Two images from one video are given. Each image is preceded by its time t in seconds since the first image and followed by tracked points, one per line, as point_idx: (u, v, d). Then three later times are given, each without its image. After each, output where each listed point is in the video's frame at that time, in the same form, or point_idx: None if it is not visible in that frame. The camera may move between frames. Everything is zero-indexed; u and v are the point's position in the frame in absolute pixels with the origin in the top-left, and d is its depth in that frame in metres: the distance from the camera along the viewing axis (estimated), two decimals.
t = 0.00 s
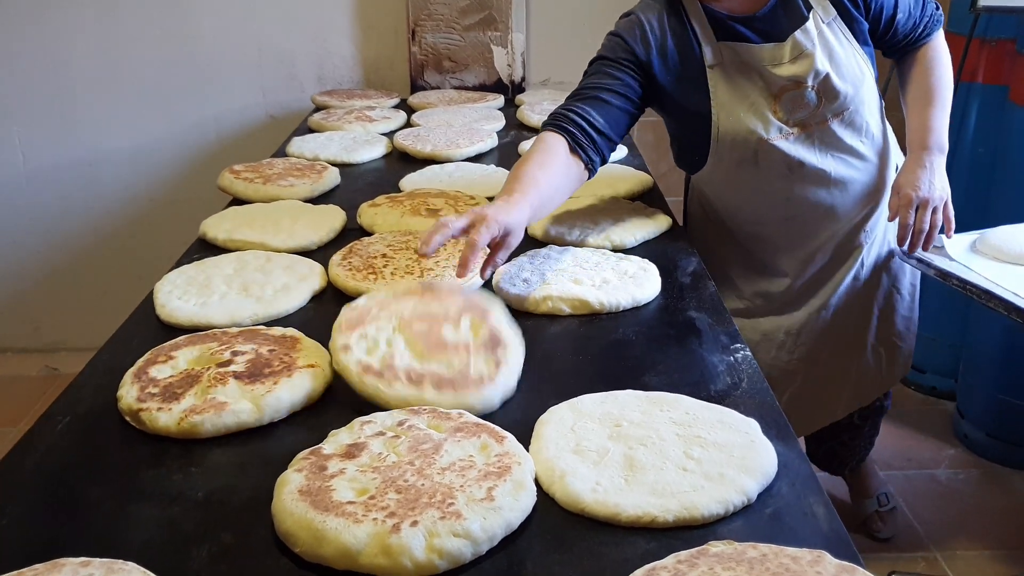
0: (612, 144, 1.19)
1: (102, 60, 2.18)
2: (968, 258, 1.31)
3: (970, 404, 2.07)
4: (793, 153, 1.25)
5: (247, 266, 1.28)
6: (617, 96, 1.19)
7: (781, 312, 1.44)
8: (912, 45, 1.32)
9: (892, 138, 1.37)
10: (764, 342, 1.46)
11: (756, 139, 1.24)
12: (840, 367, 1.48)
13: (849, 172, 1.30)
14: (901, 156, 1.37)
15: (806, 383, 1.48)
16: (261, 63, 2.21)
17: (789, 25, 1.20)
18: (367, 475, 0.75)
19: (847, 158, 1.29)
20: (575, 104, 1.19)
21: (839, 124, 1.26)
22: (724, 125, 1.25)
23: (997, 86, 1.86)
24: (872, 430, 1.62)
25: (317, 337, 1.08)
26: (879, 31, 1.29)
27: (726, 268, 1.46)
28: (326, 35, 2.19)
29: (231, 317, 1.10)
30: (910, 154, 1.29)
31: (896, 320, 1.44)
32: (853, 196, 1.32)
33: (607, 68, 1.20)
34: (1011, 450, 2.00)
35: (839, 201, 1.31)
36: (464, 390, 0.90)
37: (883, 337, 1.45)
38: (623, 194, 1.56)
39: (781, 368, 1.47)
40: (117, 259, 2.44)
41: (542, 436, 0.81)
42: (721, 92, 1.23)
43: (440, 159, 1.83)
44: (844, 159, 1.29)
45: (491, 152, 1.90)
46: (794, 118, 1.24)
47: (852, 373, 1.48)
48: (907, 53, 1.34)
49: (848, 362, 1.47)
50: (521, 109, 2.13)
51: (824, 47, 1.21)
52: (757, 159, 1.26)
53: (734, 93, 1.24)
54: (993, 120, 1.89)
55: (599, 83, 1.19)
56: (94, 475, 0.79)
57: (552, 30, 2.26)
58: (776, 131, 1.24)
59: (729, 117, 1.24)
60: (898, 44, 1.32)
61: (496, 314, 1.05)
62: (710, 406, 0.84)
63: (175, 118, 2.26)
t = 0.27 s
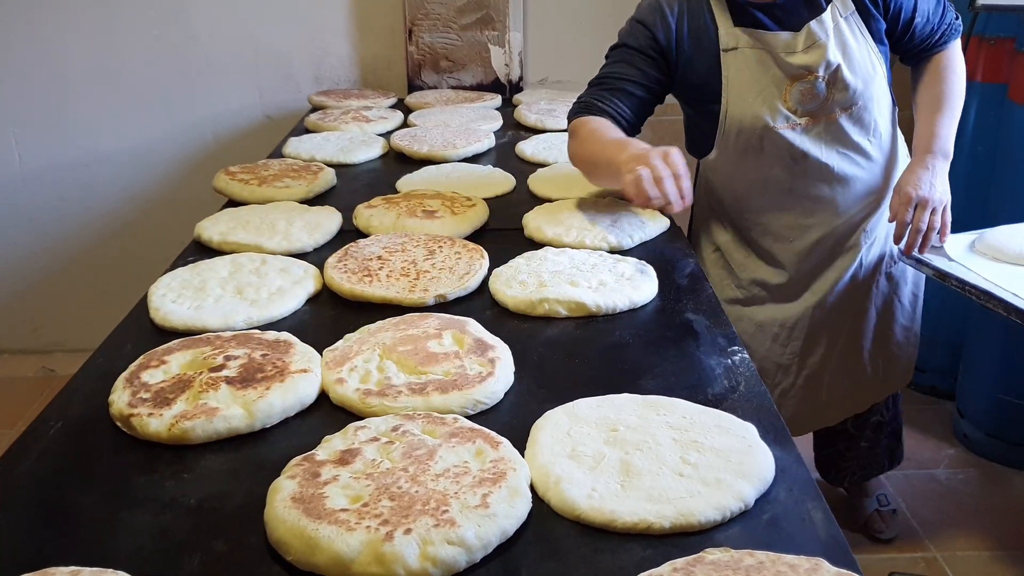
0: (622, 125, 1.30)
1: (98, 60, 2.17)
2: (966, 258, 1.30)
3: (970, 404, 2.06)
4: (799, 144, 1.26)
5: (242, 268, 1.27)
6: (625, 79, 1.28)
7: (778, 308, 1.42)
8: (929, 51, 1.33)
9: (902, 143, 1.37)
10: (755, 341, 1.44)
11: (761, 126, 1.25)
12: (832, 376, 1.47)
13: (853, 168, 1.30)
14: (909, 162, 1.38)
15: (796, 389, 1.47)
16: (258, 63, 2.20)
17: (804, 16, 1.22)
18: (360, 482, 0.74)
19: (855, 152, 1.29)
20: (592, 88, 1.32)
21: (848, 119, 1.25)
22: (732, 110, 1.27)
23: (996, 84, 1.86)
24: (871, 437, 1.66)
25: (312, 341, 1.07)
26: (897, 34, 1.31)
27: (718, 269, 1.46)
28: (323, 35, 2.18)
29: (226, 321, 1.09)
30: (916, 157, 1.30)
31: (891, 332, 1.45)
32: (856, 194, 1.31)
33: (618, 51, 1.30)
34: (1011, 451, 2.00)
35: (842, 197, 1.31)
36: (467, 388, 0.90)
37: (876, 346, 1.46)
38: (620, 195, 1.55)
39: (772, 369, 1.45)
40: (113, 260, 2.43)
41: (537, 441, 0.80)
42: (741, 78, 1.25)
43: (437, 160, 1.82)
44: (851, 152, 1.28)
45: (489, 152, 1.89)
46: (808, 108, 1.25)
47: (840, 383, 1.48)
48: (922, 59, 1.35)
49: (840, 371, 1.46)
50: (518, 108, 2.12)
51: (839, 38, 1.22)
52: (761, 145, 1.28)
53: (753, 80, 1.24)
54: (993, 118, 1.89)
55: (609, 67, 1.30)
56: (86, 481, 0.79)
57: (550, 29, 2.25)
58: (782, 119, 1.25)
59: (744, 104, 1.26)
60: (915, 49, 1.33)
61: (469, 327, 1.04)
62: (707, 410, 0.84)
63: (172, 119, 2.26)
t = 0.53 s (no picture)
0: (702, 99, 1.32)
1: (94, 60, 2.17)
2: (964, 255, 1.30)
3: (968, 402, 2.06)
4: (823, 121, 1.32)
5: (238, 268, 1.26)
6: (699, 52, 1.30)
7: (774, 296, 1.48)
8: (958, 64, 1.39)
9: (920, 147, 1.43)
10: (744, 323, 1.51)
11: (790, 98, 1.32)
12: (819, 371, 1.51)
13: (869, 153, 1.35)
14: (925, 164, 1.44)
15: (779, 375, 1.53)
16: (254, 63, 2.20)
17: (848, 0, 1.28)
18: (356, 483, 0.74)
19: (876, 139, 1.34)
20: (664, 70, 1.34)
21: (875, 104, 1.31)
22: (766, 80, 1.32)
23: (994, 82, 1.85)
24: (874, 446, 1.74)
25: (308, 341, 1.07)
26: (931, 41, 1.37)
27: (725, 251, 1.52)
28: (320, 34, 2.18)
29: (221, 322, 1.09)
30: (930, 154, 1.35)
31: (885, 343, 1.52)
32: (871, 180, 1.37)
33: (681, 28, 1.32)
34: (1009, 447, 2.00)
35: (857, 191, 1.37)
36: (463, 387, 0.90)
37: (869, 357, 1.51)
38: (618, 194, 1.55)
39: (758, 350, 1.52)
40: (110, 260, 2.43)
41: (534, 441, 0.80)
42: (786, 49, 1.29)
43: (434, 159, 1.82)
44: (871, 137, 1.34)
45: (486, 151, 1.88)
46: (840, 88, 1.30)
47: (828, 381, 1.53)
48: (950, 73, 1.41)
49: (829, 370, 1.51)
50: (515, 108, 2.12)
51: (878, 24, 1.28)
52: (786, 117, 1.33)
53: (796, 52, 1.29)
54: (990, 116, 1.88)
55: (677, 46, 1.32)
56: (80, 483, 0.78)
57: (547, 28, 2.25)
58: (812, 94, 1.31)
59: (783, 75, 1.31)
60: (946, 61, 1.39)
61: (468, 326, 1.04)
62: (704, 409, 0.83)
63: (169, 118, 2.25)
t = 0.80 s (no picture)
0: (776, 90, 1.39)
1: (93, 60, 2.16)
2: (963, 254, 1.30)
3: (967, 400, 2.06)
4: (897, 105, 1.39)
5: (237, 269, 1.26)
6: (774, 44, 1.35)
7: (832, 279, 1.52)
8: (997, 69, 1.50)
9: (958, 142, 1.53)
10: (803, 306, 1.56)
11: (869, 83, 1.37)
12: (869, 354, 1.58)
13: (929, 134, 1.44)
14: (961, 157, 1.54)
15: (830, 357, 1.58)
16: (253, 63, 2.19)
17: None
18: (355, 487, 0.74)
19: (937, 121, 1.43)
20: (738, 60, 1.40)
21: (944, 90, 1.40)
22: (848, 65, 1.36)
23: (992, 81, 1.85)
24: (891, 439, 1.81)
25: (308, 343, 1.07)
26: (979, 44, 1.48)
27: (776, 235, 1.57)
28: (318, 33, 2.17)
29: (221, 323, 1.09)
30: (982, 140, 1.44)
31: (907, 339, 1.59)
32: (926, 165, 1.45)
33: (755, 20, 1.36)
34: (1014, 446, 1.99)
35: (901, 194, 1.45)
36: (462, 389, 0.90)
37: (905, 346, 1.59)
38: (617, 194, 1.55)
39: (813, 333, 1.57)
40: (109, 260, 2.42)
41: (534, 443, 0.80)
42: (877, 31, 1.34)
43: (433, 159, 1.82)
44: (932, 118, 1.43)
45: (485, 151, 1.88)
46: (920, 70, 1.37)
47: (875, 365, 1.59)
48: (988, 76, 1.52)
49: (877, 354, 1.58)
50: (514, 107, 2.11)
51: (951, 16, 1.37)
52: (861, 101, 1.39)
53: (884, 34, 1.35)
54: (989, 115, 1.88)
55: (751, 38, 1.37)
56: (79, 486, 0.78)
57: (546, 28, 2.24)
58: (890, 79, 1.37)
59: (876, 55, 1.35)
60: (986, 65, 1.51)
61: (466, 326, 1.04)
62: (703, 410, 0.83)
63: (168, 118, 2.25)
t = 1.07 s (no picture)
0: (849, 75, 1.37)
1: (89, 60, 2.16)
2: (961, 253, 1.30)
3: (965, 401, 2.08)
4: (915, 99, 1.47)
5: (234, 270, 1.26)
6: (845, 24, 1.35)
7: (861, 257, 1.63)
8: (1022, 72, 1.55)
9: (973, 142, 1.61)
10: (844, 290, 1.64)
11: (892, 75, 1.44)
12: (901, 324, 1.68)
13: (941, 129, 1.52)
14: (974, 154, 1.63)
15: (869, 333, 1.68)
16: (250, 63, 2.19)
17: None
18: (352, 488, 0.74)
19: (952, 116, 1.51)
20: (816, 44, 1.34)
21: (960, 90, 1.48)
22: (876, 55, 1.43)
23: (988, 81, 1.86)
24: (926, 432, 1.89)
25: (304, 344, 1.07)
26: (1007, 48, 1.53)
27: (804, 225, 1.66)
28: (315, 34, 2.17)
29: (218, 324, 1.08)
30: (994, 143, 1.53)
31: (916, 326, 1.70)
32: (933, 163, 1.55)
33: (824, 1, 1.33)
34: (1008, 445, 2.02)
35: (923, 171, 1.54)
36: (459, 389, 0.90)
37: (932, 313, 1.69)
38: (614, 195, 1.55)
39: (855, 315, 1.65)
40: (107, 261, 2.42)
41: (531, 443, 0.80)
42: (912, 24, 1.39)
43: (430, 159, 1.82)
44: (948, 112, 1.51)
45: (482, 151, 1.88)
46: (943, 66, 1.44)
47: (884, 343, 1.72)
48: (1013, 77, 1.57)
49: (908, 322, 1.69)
50: (511, 107, 2.11)
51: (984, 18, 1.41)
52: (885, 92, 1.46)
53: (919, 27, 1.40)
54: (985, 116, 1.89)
55: (824, 19, 1.34)
56: (75, 488, 0.78)
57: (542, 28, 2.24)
58: (914, 72, 1.44)
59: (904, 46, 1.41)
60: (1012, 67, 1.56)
61: (463, 325, 1.04)
62: (700, 410, 0.83)
63: (165, 118, 2.24)
